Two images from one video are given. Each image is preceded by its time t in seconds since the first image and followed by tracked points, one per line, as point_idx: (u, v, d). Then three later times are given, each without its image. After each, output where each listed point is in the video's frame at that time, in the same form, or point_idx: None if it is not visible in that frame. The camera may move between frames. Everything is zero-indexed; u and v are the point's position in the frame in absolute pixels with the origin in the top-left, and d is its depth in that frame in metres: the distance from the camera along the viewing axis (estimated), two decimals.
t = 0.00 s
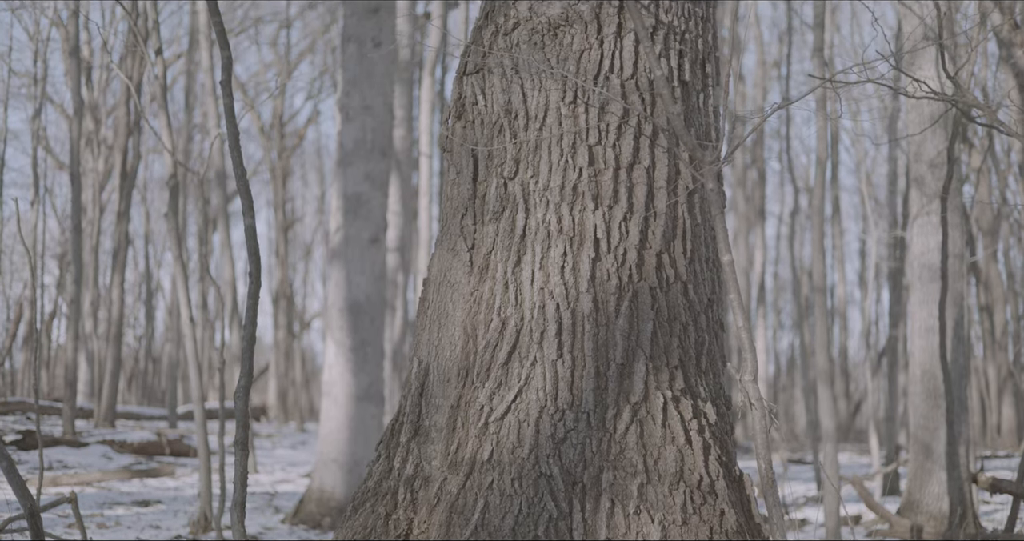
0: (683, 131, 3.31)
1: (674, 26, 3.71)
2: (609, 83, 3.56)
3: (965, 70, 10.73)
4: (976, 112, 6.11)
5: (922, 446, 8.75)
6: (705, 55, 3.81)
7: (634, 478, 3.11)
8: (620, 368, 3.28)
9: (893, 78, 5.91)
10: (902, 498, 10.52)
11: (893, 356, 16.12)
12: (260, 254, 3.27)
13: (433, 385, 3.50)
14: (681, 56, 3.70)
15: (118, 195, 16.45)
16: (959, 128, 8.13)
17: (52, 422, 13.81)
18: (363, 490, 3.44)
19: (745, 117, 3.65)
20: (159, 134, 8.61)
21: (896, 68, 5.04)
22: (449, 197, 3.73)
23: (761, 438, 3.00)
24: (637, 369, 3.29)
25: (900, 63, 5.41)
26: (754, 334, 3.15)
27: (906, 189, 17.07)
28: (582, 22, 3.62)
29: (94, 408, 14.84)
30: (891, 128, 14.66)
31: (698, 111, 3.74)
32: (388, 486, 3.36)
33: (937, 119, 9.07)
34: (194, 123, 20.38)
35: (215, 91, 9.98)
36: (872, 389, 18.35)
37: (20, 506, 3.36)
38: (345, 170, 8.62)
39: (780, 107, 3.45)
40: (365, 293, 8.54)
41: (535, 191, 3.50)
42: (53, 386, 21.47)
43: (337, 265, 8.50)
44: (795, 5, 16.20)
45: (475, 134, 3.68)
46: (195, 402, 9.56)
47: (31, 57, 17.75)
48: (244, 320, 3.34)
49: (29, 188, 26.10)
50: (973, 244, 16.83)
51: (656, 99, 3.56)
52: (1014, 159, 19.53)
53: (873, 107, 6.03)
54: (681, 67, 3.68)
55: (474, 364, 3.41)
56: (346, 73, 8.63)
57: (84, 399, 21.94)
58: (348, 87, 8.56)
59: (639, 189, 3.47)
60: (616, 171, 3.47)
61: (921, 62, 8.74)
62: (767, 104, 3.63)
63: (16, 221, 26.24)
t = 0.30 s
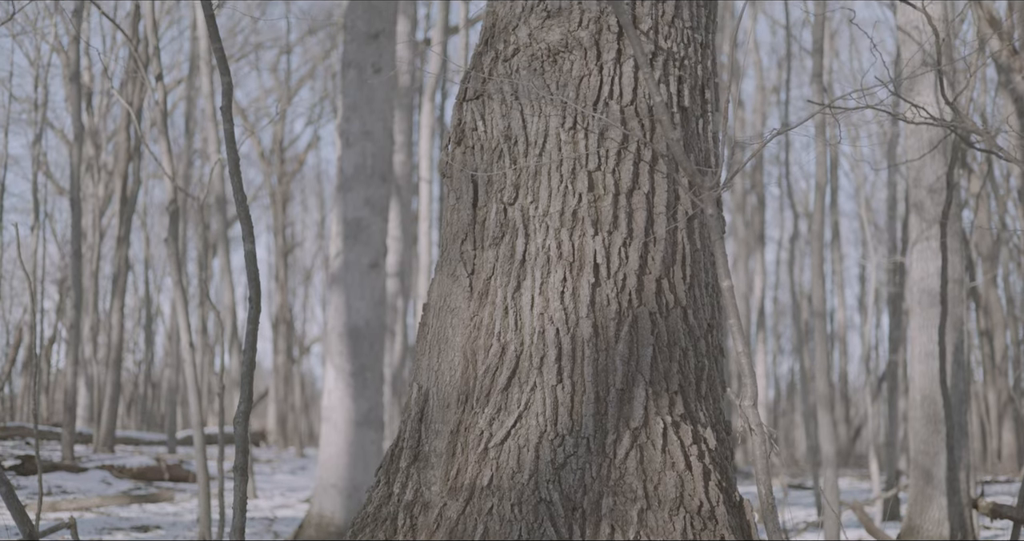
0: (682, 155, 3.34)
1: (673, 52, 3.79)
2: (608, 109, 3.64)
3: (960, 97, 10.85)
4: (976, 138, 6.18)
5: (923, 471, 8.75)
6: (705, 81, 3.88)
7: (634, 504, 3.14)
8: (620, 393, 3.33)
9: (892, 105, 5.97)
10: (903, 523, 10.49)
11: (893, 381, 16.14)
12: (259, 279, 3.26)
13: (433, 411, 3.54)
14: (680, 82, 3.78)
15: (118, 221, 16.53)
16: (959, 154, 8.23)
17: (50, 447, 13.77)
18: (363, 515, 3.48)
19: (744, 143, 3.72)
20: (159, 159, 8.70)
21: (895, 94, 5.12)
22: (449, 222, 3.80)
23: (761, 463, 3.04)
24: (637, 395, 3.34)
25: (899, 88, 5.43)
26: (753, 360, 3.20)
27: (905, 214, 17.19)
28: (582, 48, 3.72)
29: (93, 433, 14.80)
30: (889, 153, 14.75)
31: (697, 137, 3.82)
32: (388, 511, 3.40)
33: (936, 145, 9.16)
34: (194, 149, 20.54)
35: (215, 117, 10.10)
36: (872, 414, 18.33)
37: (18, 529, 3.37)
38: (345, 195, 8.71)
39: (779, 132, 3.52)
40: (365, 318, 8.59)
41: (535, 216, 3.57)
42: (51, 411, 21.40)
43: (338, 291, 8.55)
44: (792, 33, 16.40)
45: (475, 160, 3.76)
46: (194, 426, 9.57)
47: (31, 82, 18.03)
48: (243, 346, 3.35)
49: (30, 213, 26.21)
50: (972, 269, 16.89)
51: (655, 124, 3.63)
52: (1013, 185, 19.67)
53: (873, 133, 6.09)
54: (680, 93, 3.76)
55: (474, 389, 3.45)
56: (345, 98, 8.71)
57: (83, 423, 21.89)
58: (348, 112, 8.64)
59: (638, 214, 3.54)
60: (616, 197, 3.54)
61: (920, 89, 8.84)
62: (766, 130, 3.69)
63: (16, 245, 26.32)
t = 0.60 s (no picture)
0: (682, 181, 3.38)
1: (673, 78, 3.89)
2: (608, 135, 3.73)
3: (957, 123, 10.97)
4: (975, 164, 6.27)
5: (924, 497, 8.74)
6: (704, 107, 3.99)
7: (633, 530, 3.18)
8: (620, 419, 3.39)
9: (891, 131, 6.06)
10: None
11: (894, 407, 16.15)
12: (260, 304, 3.31)
13: (433, 436, 3.60)
14: (679, 109, 3.87)
15: (118, 246, 16.62)
16: (958, 180, 8.34)
17: (48, 473, 13.71)
18: None
19: (743, 169, 3.81)
20: (159, 185, 8.81)
21: (893, 121, 5.20)
22: (449, 248, 3.88)
23: (761, 489, 3.10)
24: (637, 420, 3.39)
25: (897, 114, 5.49)
26: (753, 385, 3.25)
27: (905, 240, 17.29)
28: (581, 75, 3.82)
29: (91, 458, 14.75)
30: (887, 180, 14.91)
31: (697, 163, 3.91)
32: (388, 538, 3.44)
33: (936, 171, 9.28)
34: (194, 175, 20.71)
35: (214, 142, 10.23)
36: (873, 439, 18.30)
37: None
38: (345, 221, 8.80)
39: (778, 158, 3.60)
40: (365, 344, 8.64)
41: (535, 242, 3.65)
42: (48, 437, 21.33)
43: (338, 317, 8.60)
44: (789, 60, 16.64)
45: (475, 186, 3.85)
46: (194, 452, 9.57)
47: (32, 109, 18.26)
48: (243, 371, 3.39)
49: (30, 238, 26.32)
50: (972, 295, 16.97)
51: (654, 151, 3.73)
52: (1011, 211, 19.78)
53: (871, 159, 6.18)
54: (679, 119, 3.86)
55: (474, 415, 3.51)
56: (346, 125, 8.83)
57: (81, 449, 21.83)
58: (348, 138, 8.75)
59: (638, 240, 3.62)
60: (615, 222, 3.62)
61: (919, 115, 8.98)
62: (766, 157, 3.77)
63: (15, 271, 26.40)
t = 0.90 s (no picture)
0: (681, 207, 3.43)
1: (672, 104, 3.99)
2: (607, 162, 3.83)
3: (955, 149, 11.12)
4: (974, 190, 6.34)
5: (925, 523, 8.74)
6: (703, 133, 4.10)
7: None
8: (619, 444, 3.45)
9: (891, 157, 6.14)
10: None
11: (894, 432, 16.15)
12: (259, 330, 3.40)
13: (432, 462, 3.66)
14: (679, 135, 3.98)
15: (118, 272, 16.70)
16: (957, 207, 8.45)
17: (46, 499, 13.67)
18: None
19: (742, 195, 3.90)
20: (160, 211, 8.93)
21: (893, 147, 5.29)
22: (450, 274, 3.97)
23: (761, 515, 3.16)
24: (637, 446, 3.46)
25: (897, 140, 5.58)
26: (753, 411, 3.31)
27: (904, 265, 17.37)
28: (581, 101, 3.93)
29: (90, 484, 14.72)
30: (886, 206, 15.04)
31: (697, 189, 4.02)
32: None
33: (936, 197, 9.40)
34: (194, 201, 20.88)
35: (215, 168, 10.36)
36: (873, 464, 18.27)
37: None
38: (345, 246, 8.88)
39: (777, 185, 3.67)
40: (365, 370, 8.67)
41: (535, 268, 3.74)
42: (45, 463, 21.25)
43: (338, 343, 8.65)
44: (786, 89, 16.86)
45: (475, 213, 3.95)
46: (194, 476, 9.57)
47: (33, 135, 18.50)
48: (243, 396, 3.45)
49: (30, 264, 26.43)
50: (972, 320, 17.03)
51: (654, 177, 3.82)
52: (1009, 237, 19.90)
53: (872, 184, 6.27)
54: (679, 145, 3.96)
55: (473, 441, 3.58)
56: (346, 151, 8.95)
57: (79, 476, 21.77)
58: (348, 165, 8.87)
59: (638, 266, 3.70)
60: (615, 248, 3.71)
61: (918, 141, 9.12)
62: (766, 184, 3.83)
63: (15, 296, 26.47)
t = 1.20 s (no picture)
0: (680, 234, 3.53)
1: (671, 131, 4.10)
2: (607, 188, 3.93)
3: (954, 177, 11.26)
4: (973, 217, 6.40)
5: None
6: (703, 160, 4.21)
7: None
8: (620, 471, 3.52)
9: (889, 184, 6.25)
10: None
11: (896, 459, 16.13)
12: (258, 357, 3.49)
13: (431, 489, 3.72)
14: (678, 162, 4.09)
15: (118, 298, 16.75)
16: (956, 234, 8.57)
17: (44, 526, 13.60)
18: None
19: (743, 222, 4.00)
20: (159, 237, 9.02)
21: (892, 175, 5.39)
22: (449, 300, 4.05)
23: None
24: (637, 473, 3.53)
25: (895, 167, 5.68)
26: (754, 438, 3.38)
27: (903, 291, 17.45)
28: (580, 128, 4.04)
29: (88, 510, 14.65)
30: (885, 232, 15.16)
31: (696, 216, 4.13)
32: None
33: (935, 224, 9.56)
34: (194, 227, 20.99)
35: (214, 194, 10.46)
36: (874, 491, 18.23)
37: None
38: (345, 272, 8.97)
39: (776, 211, 3.77)
40: (365, 397, 8.72)
41: (535, 294, 3.83)
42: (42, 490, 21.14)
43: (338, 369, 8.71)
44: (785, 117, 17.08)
45: (475, 239, 4.04)
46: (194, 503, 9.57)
47: (34, 162, 18.65)
48: (242, 422, 3.51)
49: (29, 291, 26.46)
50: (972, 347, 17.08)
51: (654, 204, 3.92)
52: (1008, 263, 19.99)
53: (871, 210, 6.37)
54: (678, 172, 4.08)
55: (473, 468, 3.64)
56: (346, 178, 9.06)
57: (76, 503, 21.64)
58: (348, 191, 8.99)
59: (638, 292, 3.79)
60: (615, 274, 3.80)
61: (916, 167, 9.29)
62: (766, 210, 3.91)
63: (14, 322, 26.48)
